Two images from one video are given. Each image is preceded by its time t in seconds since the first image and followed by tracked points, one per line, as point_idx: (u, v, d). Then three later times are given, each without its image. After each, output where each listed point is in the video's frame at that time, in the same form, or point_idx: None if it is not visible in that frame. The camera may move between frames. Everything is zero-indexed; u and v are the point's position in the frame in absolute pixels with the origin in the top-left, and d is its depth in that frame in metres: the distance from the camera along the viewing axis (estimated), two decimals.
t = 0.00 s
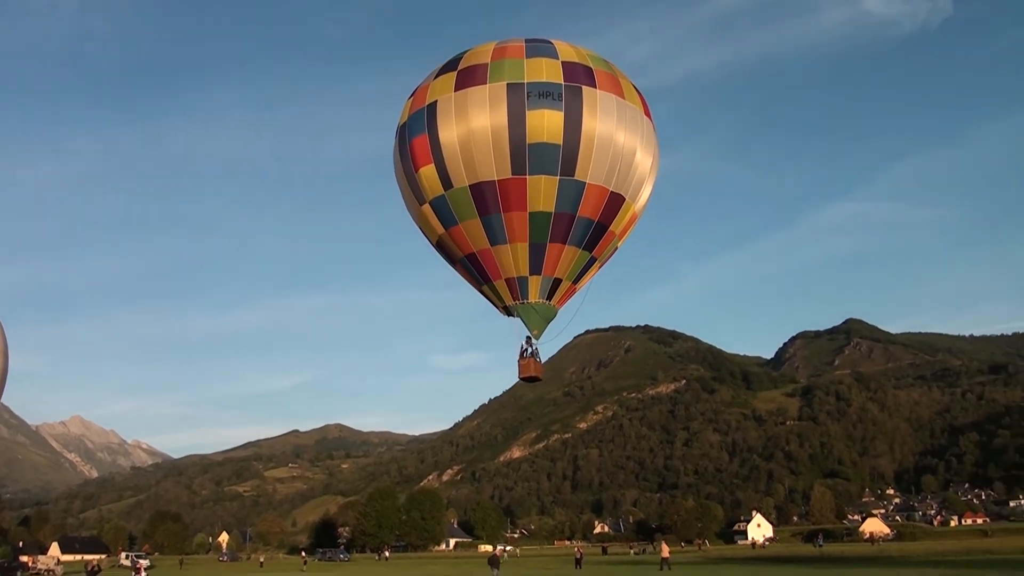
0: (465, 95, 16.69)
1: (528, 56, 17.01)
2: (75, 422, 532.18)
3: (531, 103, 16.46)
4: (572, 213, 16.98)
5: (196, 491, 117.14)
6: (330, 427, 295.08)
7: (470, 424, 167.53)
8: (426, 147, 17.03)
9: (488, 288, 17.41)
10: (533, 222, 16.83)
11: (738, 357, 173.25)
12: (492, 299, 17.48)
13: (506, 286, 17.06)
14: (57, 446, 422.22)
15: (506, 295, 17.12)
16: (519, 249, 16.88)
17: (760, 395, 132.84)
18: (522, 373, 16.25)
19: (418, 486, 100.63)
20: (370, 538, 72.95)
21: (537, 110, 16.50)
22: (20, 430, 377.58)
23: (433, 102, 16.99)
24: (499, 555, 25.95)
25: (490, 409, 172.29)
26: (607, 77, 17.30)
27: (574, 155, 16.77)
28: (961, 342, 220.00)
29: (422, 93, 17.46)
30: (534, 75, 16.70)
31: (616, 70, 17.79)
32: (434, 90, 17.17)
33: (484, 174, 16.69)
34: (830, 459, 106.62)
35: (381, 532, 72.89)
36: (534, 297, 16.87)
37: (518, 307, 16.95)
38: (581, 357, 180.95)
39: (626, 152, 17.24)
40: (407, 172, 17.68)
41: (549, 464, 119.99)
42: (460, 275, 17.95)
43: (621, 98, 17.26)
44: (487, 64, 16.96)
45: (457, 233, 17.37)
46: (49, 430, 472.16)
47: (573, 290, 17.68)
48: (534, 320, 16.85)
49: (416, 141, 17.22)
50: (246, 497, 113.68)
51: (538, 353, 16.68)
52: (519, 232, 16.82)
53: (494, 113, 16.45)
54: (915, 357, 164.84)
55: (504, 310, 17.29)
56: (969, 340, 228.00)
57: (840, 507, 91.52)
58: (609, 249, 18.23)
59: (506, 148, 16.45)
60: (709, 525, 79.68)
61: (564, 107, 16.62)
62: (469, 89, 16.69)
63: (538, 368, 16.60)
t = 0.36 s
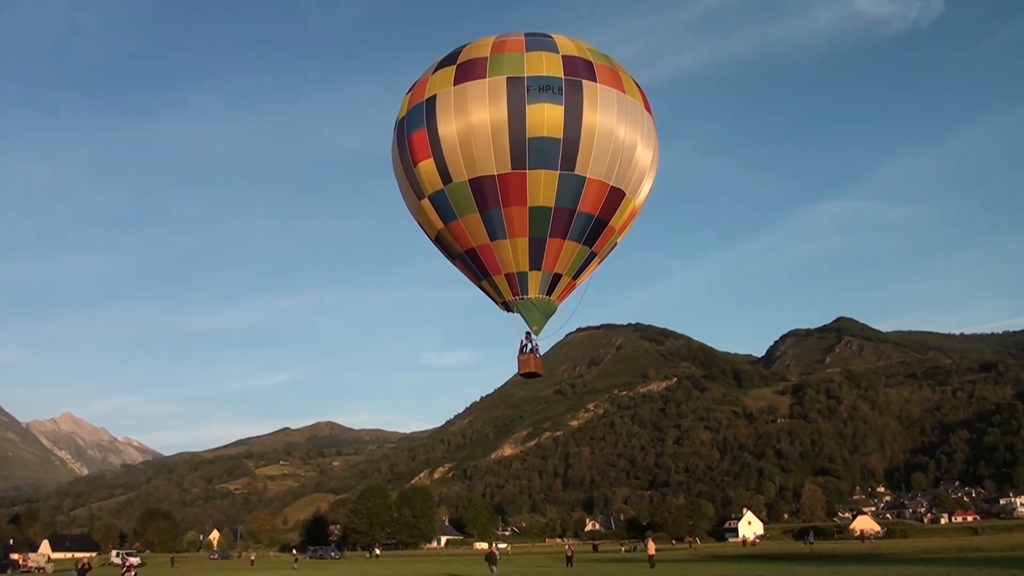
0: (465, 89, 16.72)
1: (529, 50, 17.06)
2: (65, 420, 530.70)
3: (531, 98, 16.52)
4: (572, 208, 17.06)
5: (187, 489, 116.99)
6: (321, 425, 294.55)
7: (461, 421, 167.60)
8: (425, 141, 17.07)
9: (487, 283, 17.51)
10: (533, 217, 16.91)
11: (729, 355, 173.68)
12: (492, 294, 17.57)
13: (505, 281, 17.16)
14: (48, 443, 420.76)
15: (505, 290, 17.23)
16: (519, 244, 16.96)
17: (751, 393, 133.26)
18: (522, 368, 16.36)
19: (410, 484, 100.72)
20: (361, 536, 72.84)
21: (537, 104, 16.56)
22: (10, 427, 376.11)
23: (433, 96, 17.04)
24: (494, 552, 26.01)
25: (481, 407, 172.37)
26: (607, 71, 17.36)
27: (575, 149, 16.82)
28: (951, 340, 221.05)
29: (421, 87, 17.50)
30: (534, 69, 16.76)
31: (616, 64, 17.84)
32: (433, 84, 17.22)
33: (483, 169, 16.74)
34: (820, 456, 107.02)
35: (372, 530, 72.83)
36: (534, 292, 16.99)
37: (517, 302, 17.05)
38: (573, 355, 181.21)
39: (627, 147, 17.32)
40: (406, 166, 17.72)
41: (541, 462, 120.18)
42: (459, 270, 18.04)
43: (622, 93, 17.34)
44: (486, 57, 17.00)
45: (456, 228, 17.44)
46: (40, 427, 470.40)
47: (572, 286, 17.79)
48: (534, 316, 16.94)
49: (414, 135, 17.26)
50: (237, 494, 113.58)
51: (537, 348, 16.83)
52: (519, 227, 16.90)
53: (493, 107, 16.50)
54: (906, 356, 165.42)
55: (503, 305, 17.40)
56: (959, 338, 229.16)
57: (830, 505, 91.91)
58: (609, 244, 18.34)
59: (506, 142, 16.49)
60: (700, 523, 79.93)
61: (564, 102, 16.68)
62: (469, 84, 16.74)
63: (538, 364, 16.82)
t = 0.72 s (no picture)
0: (468, 85, 16.77)
1: (532, 46, 17.11)
2: (61, 421, 529.81)
3: (535, 94, 16.57)
4: (576, 205, 17.13)
5: (184, 490, 116.88)
6: (317, 425, 294.41)
7: (458, 421, 167.62)
8: (428, 138, 17.12)
9: (491, 281, 17.59)
10: (537, 215, 16.97)
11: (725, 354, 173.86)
12: (496, 292, 17.66)
13: (510, 278, 17.25)
14: (44, 444, 420.05)
15: (510, 287, 17.30)
16: (523, 242, 17.03)
17: (747, 393, 133.47)
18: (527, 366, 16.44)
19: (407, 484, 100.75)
20: (358, 537, 72.76)
21: (541, 101, 16.61)
22: (6, 429, 375.46)
23: (436, 93, 17.07)
24: (496, 552, 26.12)
25: (477, 407, 172.40)
26: (611, 67, 17.42)
27: (580, 146, 16.88)
28: (946, 339, 221.51)
29: (424, 84, 17.56)
30: (538, 66, 16.81)
31: (619, 60, 17.91)
32: (436, 81, 17.27)
33: (487, 166, 16.78)
34: (816, 456, 107.20)
35: (369, 531, 72.75)
36: (538, 290, 17.08)
37: (522, 300, 17.13)
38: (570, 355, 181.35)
39: (631, 144, 17.38)
40: (409, 164, 17.77)
41: (538, 462, 120.23)
42: (463, 267, 18.11)
43: (626, 89, 17.39)
44: (490, 54, 17.04)
45: (460, 226, 17.50)
46: (36, 429, 469.63)
47: (576, 283, 17.88)
48: (538, 313, 17.02)
49: (417, 133, 17.32)
50: (233, 495, 113.47)
51: (542, 346, 16.92)
52: (523, 224, 16.97)
53: (497, 104, 16.53)
54: (902, 355, 165.77)
55: (507, 303, 17.48)
56: (954, 337, 229.54)
57: (827, 504, 92.10)
58: (613, 242, 18.42)
59: (510, 139, 16.52)
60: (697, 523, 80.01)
61: (568, 98, 16.73)
62: (472, 80, 16.78)
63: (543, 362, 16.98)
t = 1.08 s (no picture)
0: (492, 87, 16.64)
1: (556, 47, 16.96)
2: (84, 428, 533.94)
3: (560, 95, 16.41)
4: (603, 206, 16.94)
5: (206, 496, 117.45)
6: (339, 431, 295.32)
7: (478, 427, 167.58)
8: (452, 141, 17.00)
9: (517, 284, 17.41)
10: (564, 216, 16.78)
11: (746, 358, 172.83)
12: (522, 295, 17.48)
13: (536, 280, 17.06)
14: (68, 452, 423.95)
15: (536, 290, 17.11)
16: (549, 244, 16.84)
17: (768, 397, 132.63)
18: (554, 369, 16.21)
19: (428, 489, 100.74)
20: (380, 543, 72.68)
21: (566, 101, 16.44)
22: (30, 436, 378.86)
23: (459, 95, 16.95)
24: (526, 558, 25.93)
25: (497, 412, 172.19)
26: (635, 67, 17.25)
27: (605, 146, 16.71)
28: (970, 341, 219.17)
29: (447, 87, 17.44)
30: (563, 66, 16.65)
31: (644, 59, 17.73)
32: (459, 83, 17.16)
33: (512, 167, 16.62)
34: (839, 459, 106.27)
35: (391, 537, 72.65)
36: (565, 292, 16.87)
37: (548, 302, 16.94)
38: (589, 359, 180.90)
39: (657, 143, 17.19)
40: (433, 167, 17.67)
41: (558, 467, 119.88)
42: (488, 270, 17.93)
43: (651, 89, 17.21)
44: (513, 55, 16.91)
45: (485, 228, 17.34)
46: (60, 436, 473.57)
47: (603, 285, 17.66)
48: (565, 316, 16.82)
49: (442, 135, 17.19)
50: (256, 501, 113.83)
51: (569, 349, 16.72)
52: (549, 227, 16.79)
53: (521, 105, 16.39)
54: (924, 358, 164.14)
55: (534, 306, 17.28)
56: (977, 339, 227.09)
57: (850, 508, 91.16)
58: (642, 242, 18.19)
59: (535, 140, 16.37)
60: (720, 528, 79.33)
61: (593, 98, 16.56)
62: (496, 82, 16.65)
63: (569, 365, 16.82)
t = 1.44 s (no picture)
0: (518, 91, 16.55)
1: (581, 50, 16.87)
2: (105, 435, 537.65)
3: (586, 98, 16.30)
4: (630, 209, 16.79)
5: (226, 503, 117.99)
6: (359, 438, 296.01)
7: (498, 433, 167.38)
8: (478, 145, 16.92)
9: (544, 289, 17.30)
10: (590, 220, 16.66)
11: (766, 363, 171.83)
12: (549, 300, 17.36)
13: (563, 285, 16.94)
14: (90, 459, 427.04)
15: (563, 295, 16.99)
16: (576, 248, 16.70)
17: (789, 403, 131.78)
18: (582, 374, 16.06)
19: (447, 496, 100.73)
20: (399, 550, 72.60)
21: (592, 104, 16.33)
22: (53, 443, 381.88)
23: (485, 99, 16.88)
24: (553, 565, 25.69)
25: (517, 419, 171.98)
26: (662, 69, 17.12)
27: (632, 149, 16.56)
28: (993, 346, 216.94)
29: (472, 91, 17.38)
30: (589, 69, 16.54)
31: (671, 62, 17.59)
32: (485, 88, 17.09)
33: (538, 171, 16.53)
34: (860, 466, 105.31)
35: (410, 544, 72.61)
36: (592, 296, 16.75)
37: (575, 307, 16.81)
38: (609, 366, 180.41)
39: (685, 145, 17.02)
40: (459, 172, 17.61)
41: (578, 474, 119.53)
42: (515, 275, 17.84)
43: (678, 90, 17.06)
44: (539, 59, 16.83)
45: (511, 233, 17.25)
46: (81, 443, 477.07)
47: (631, 289, 17.51)
48: (592, 321, 16.69)
49: (467, 140, 17.13)
50: (276, 508, 114.16)
51: (596, 354, 16.59)
52: (576, 231, 16.67)
53: (547, 108, 16.29)
54: (947, 363, 162.61)
55: (561, 310, 17.15)
56: (1001, 344, 224.68)
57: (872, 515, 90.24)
58: (670, 245, 18.01)
59: (561, 143, 16.24)
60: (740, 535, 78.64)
61: (620, 101, 16.43)
62: (522, 86, 16.56)
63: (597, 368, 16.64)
